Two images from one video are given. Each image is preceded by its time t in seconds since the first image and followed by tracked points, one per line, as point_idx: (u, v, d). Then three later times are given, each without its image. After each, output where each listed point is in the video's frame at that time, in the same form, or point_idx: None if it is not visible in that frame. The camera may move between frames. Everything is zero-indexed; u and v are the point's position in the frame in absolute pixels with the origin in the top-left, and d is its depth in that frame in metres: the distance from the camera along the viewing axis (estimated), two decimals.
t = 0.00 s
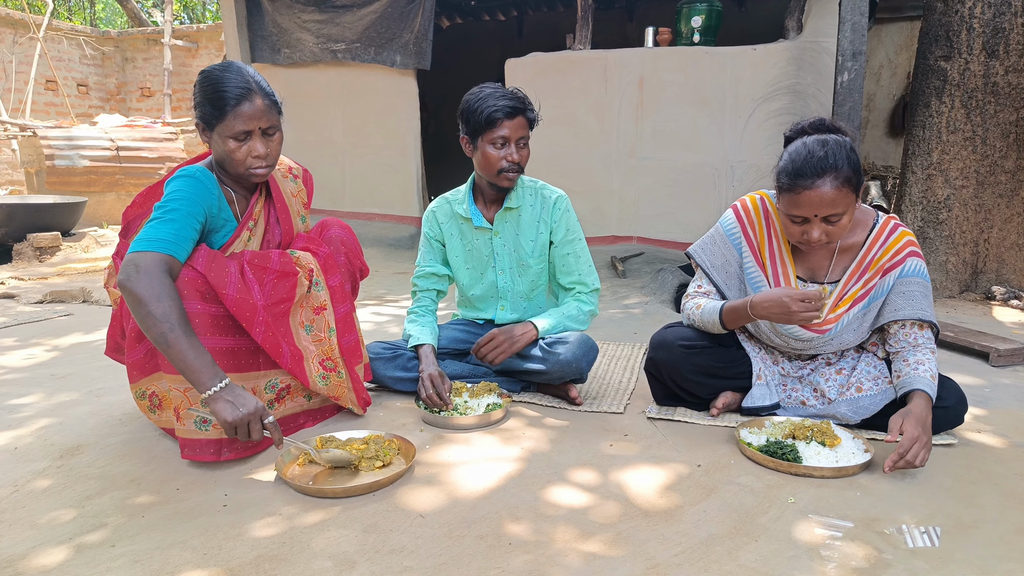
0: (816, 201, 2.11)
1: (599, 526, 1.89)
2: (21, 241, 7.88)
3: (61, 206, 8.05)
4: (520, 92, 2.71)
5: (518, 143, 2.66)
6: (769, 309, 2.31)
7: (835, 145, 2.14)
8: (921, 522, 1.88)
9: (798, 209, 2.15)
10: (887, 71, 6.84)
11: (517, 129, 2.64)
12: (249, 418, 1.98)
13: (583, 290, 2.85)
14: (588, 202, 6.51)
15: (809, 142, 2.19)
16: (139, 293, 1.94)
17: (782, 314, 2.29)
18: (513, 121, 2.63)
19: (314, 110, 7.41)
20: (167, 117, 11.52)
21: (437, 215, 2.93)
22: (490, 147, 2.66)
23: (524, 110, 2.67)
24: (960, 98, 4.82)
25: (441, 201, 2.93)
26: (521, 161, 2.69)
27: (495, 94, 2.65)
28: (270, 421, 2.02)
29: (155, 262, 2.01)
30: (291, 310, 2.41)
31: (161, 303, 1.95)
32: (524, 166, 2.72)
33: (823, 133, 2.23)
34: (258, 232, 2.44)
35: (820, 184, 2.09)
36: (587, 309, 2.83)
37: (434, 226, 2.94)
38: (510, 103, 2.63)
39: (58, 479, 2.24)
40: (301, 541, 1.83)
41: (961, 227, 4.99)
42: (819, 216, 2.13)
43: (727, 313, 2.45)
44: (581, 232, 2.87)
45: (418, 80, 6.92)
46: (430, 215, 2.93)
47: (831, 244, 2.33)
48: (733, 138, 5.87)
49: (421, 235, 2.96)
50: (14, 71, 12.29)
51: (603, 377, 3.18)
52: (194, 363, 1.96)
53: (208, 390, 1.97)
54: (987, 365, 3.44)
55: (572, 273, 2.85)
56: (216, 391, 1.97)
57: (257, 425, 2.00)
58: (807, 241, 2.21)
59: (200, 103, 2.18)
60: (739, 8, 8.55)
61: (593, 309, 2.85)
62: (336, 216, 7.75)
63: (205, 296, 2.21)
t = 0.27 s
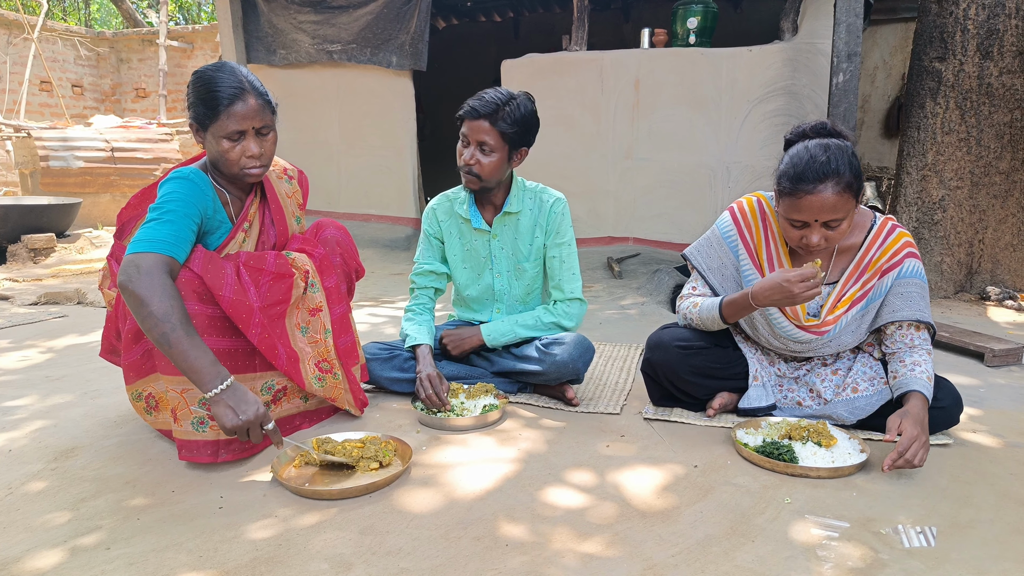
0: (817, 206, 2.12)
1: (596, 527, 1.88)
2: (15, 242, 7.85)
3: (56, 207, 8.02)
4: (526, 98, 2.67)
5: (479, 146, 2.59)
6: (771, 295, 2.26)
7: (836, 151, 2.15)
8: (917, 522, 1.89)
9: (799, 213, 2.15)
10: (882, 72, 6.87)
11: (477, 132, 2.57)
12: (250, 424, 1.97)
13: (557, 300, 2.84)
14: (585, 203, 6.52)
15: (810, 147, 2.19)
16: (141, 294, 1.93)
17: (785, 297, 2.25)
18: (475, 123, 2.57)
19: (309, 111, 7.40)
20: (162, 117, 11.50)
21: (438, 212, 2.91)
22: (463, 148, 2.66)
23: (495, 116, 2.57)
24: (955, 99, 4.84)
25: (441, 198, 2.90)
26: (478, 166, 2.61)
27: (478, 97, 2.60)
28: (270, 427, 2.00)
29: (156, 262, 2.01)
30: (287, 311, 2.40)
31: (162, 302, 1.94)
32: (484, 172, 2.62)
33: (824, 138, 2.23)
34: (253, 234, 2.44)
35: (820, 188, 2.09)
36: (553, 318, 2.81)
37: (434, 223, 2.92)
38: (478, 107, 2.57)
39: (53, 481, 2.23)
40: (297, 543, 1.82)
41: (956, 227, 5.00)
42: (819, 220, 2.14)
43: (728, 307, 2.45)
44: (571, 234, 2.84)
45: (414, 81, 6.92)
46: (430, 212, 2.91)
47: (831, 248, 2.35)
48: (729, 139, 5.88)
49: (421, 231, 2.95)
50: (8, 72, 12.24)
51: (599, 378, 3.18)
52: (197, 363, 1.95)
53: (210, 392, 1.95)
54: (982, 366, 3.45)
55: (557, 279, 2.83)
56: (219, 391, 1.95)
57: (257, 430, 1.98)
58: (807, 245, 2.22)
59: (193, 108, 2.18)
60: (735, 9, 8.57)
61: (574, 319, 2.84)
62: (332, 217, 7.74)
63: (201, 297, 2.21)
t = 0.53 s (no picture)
0: (812, 201, 2.11)
1: (594, 527, 1.88)
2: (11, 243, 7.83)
3: (52, 208, 8.00)
4: (529, 111, 2.65)
5: (465, 152, 2.56)
6: (772, 285, 2.26)
7: (830, 146, 2.15)
8: (914, 521, 1.89)
9: (793, 209, 2.15)
10: (878, 71, 6.88)
11: (464, 138, 2.53)
12: (234, 431, 1.97)
13: (535, 309, 2.76)
14: (582, 203, 6.51)
15: (806, 144, 2.19)
16: (131, 295, 1.93)
17: (786, 285, 2.24)
18: (465, 131, 2.54)
19: (306, 111, 7.39)
20: (158, 118, 11.47)
21: (436, 213, 2.91)
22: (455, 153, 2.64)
23: (484, 123, 2.52)
24: (951, 99, 4.85)
25: (440, 200, 2.91)
26: (463, 172, 2.57)
27: (473, 103, 2.58)
28: (254, 435, 2.01)
29: (148, 263, 2.01)
30: (282, 312, 2.39)
31: (153, 304, 1.94)
32: (469, 179, 2.57)
33: (821, 136, 2.23)
34: (250, 234, 2.43)
35: (815, 183, 2.09)
36: (524, 330, 2.71)
37: (432, 224, 2.93)
38: (469, 113, 2.54)
39: (49, 482, 2.22)
40: (295, 544, 1.82)
41: (952, 227, 5.01)
42: (814, 215, 2.13)
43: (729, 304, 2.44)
44: (558, 241, 2.77)
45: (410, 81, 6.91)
46: (428, 212, 2.92)
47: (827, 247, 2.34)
48: (726, 139, 5.88)
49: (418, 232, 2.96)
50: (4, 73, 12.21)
51: (597, 378, 3.18)
52: (187, 366, 1.95)
53: (194, 398, 1.95)
54: (979, 365, 3.45)
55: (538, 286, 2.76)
56: (205, 396, 1.95)
57: (240, 439, 1.99)
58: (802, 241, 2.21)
59: (189, 108, 2.17)
60: (731, 9, 8.58)
61: (557, 330, 2.76)
62: (329, 218, 7.73)
63: (197, 297, 2.20)
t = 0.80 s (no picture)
0: (809, 202, 2.11)
1: (592, 527, 1.88)
2: (9, 243, 7.82)
3: (50, 208, 7.99)
4: (531, 119, 2.65)
5: (462, 161, 2.54)
6: (771, 307, 2.25)
7: (824, 145, 2.17)
8: (912, 521, 1.89)
9: (792, 211, 2.15)
10: (877, 72, 6.89)
11: (462, 147, 2.52)
12: (229, 429, 1.95)
13: (535, 315, 2.76)
14: (580, 203, 6.51)
15: (803, 146, 2.20)
16: (126, 294, 1.92)
17: (785, 310, 2.23)
18: (464, 138, 2.52)
19: (305, 111, 7.38)
20: (156, 118, 11.46)
21: (436, 219, 2.88)
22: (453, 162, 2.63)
23: (482, 131, 2.51)
24: (950, 99, 4.85)
25: (439, 206, 2.87)
26: (460, 180, 2.55)
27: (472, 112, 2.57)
28: (252, 432, 2.00)
29: (144, 262, 2.00)
30: (280, 311, 2.39)
31: (148, 303, 1.94)
32: (466, 187, 2.55)
33: (818, 139, 2.24)
34: (247, 234, 2.43)
35: (812, 184, 2.09)
36: (526, 334, 2.72)
37: (432, 230, 2.91)
38: (467, 122, 2.53)
39: (47, 482, 2.22)
40: (293, 544, 1.81)
41: (950, 227, 5.02)
42: (811, 216, 2.13)
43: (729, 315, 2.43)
44: (558, 246, 2.76)
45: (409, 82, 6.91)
46: (426, 218, 2.89)
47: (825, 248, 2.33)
48: (724, 140, 5.89)
49: (417, 237, 2.94)
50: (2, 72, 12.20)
51: (595, 378, 3.18)
52: (180, 366, 1.94)
53: (191, 395, 1.94)
54: (977, 365, 3.46)
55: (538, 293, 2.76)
56: (200, 396, 1.94)
57: (237, 437, 1.97)
58: (800, 243, 2.19)
59: (188, 112, 2.16)
60: (730, 10, 8.59)
61: (557, 333, 2.76)
62: (327, 218, 7.72)
63: (193, 296, 2.20)
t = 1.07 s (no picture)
0: (813, 198, 2.11)
1: (592, 528, 1.88)
2: (8, 244, 7.82)
3: (49, 209, 7.99)
4: (524, 116, 2.55)
5: (478, 189, 2.47)
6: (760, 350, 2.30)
7: (833, 141, 2.15)
8: (913, 522, 1.89)
9: (794, 205, 2.15)
10: (876, 72, 6.89)
11: (476, 176, 2.43)
12: (242, 423, 1.96)
13: (535, 317, 2.75)
14: (580, 204, 6.51)
15: (810, 140, 2.18)
16: (133, 294, 1.92)
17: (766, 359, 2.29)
18: (473, 167, 2.42)
19: (304, 112, 7.38)
20: (155, 119, 11.46)
21: (436, 222, 2.88)
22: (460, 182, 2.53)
23: (495, 159, 2.42)
24: (949, 100, 4.85)
25: (440, 209, 2.88)
26: (479, 206, 2.51)
27: (476, 134, 2.41)
28: (263, 428, 2.01)
29: (148, 262, 2.00)
30: (280, 312, 2.38)
31: (156, 303, 1.94)
32: (485, 210, 2.53)
33: (825, 132, 2.22)
34: (244, 234, 2.43)
35: (817, 180, 2.09)
36: (525, 336, 2.72)
37: (431, 233, 2.90)
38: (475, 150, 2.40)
39: (47, 484, 2.22)
40: (292, 545, 1.81)
41: (950, 227, 5.02)
42: (813, 212, 2.14)
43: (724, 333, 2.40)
44: (558, 248, 2.75)
45: (408, 82, 6.92)
46: (426, 221, 2.89)
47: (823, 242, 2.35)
48: (724, 140, 5.89)
49: (416, 239, 2.93)
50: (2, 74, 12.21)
51: (595, 379, 3.17)
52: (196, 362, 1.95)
53: (206, 390, 1.95)
54: (977, 365, 3.46)
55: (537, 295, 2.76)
56: (216, 389, 1.95)
57: (249, 431, 1.97)
58: (799, 238, 2.21)
59: (195, 114, 2.13)
60: (729, 10, 8.59)
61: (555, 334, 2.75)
62: (327, 219, 7.73)
63: (194, 297, 2.21)
